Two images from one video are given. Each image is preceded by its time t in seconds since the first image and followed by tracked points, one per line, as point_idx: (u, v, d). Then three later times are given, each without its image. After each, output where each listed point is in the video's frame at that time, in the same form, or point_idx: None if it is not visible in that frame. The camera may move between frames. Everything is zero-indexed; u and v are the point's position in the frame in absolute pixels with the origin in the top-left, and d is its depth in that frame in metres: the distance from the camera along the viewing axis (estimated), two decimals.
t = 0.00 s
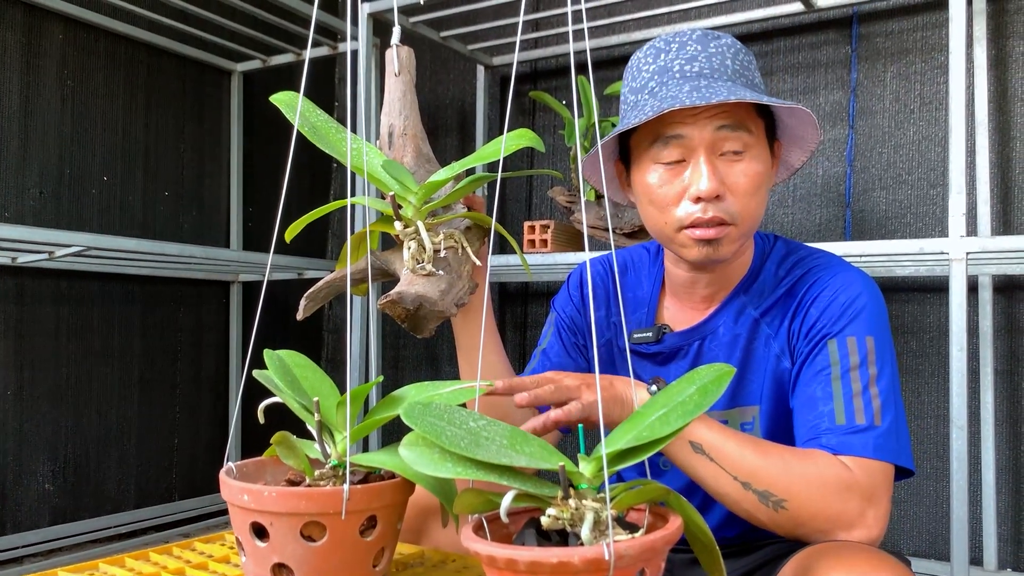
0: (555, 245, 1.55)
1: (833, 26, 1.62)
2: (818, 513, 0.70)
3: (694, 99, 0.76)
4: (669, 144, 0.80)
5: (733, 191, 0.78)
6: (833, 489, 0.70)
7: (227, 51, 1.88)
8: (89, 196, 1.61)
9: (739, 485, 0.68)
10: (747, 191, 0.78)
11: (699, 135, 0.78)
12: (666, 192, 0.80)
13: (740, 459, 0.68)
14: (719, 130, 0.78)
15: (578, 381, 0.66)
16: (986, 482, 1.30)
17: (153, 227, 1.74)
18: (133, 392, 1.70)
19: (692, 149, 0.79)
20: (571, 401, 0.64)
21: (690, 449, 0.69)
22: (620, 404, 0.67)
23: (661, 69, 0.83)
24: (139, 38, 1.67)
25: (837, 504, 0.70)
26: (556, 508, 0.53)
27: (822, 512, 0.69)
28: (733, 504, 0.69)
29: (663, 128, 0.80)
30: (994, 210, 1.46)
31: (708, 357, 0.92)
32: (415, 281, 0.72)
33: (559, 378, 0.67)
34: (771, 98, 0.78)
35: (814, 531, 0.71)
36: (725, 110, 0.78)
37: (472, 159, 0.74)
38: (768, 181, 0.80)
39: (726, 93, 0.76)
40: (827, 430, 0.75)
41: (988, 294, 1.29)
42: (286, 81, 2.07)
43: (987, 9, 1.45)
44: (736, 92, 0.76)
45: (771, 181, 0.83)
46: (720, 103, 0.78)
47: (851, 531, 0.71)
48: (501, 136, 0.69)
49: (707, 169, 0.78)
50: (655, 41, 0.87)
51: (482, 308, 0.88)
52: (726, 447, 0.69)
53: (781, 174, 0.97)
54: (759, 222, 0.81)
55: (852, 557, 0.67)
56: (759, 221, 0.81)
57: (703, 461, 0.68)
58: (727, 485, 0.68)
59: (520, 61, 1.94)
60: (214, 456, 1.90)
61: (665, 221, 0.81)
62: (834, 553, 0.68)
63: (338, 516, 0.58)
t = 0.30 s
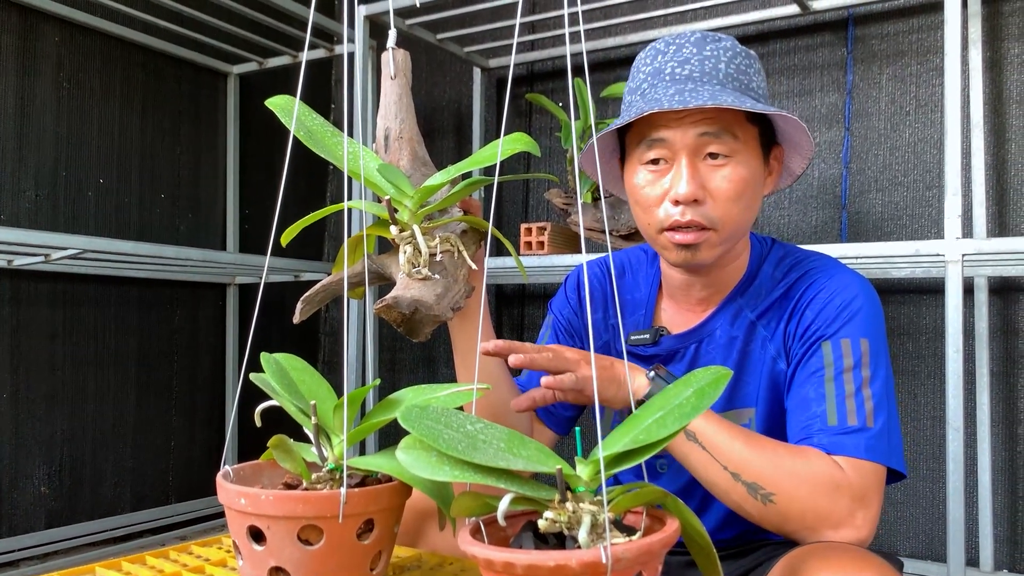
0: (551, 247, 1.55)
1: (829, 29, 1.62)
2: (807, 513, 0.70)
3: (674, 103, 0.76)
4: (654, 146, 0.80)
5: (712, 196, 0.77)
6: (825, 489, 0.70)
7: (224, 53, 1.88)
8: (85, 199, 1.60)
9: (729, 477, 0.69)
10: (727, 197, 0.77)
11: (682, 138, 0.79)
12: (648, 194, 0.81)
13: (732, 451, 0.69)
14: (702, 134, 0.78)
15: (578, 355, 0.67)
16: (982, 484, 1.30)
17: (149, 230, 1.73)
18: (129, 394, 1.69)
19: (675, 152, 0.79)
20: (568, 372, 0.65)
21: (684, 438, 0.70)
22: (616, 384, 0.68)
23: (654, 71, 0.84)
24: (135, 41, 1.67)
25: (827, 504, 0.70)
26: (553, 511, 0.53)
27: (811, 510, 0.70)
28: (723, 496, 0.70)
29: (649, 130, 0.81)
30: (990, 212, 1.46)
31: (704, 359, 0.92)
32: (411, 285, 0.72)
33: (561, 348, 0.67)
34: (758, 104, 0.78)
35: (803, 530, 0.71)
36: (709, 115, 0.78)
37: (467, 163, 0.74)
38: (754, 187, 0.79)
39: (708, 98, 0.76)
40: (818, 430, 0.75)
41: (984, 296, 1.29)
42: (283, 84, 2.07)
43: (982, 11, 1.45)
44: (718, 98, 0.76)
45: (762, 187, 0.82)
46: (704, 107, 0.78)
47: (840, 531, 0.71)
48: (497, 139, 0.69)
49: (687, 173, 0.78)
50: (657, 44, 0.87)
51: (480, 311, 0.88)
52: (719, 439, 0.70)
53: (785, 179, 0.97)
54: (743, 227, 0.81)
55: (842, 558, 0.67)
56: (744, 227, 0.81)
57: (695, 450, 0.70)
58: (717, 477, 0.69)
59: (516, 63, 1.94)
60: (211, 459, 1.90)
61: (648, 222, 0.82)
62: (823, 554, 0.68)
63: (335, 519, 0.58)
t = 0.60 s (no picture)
0: (547, 249, 1.55)
1: (824, 31, 1.63)
2: (790, 515, 0.70)
3: (659, 105, 0.77)
4: (642, 146, 0.81)
5: (696, 198, 0.78)
6: (807, 491, 0.70)
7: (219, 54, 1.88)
8: (80, 200, 1.60)
9: (710, 483, 0.69)
10: (711, 199, 0.78)
11: (668, 139, 0.79)
12: (636, 193, 0.81)
13: (711, 457, 0.69)
14: (688, 136, 0.78)
15: (553, 370, 0.67)
16: (977, 485, 1.31)
17: (144, 231, 1.73)
18: (124, 396, 1.69)
19: (662, 153, 0.80)
20: (544, 392, 0.66)
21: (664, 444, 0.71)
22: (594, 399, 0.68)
23: (648, 72, 0.85)
24: (131, 42, 1.67)
25: (809, 507, 0.70)
26: (549, 513, 0.53)
27: (792, 511, 0.70)
28: (705, 501, 0.70)
29: (639, 130, 0.82)
30: (984, 214, 1.47)
31: (698, 361, 0.92)
32: (404, 288, 0.72)
33: (536, 364, 0.67)
34: (745, 106, 0.78)
35: (785, 532, 0.71)
36: (695, 117, 0.78)
37: (460, 165, 0.74)
38: (740, 190, 0.79)
39: (692, 100, 0.76)
40: (803, 431, 0.76)
41: (979, 297, 1.30)
42: (278, 85, 2.07)
43: (977, 14, 1.46)
44: (702, 100, 0.76)
45: (751, 189, 0.82)
46: (691, 109, 0.78)
47: (823, 532, 0.71)
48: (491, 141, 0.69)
49: (672, 174, 0.79)
50: (656, 45, 0.88)
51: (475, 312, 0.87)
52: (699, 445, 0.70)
53: (781, 183, 0.97)
54: (730, 230, 0.81)
55: (825, 559, 0.67)
56: (730, 229, 0.81)
57: (674, 456, 0.70)
58: (696, 480, 0.69)
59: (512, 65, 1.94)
60: (206, 461, 1.89)
61: (637, 221, 0.82)
62: (805, 556, 0.68)
63: (331, 522, 0.58)
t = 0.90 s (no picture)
0: (543, 249, 1.55)
1: (820, 32, 1.63)
2: (781, 514, 0.70)
3: (650, 106, 0.77)
4: (635, 146, 0.81)
5: (686, 198, 0.78)
6: (799, 490, 0.70)
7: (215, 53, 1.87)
8: (75, 198, 1.59)
9: (703, 482, 0.69)
10: (701, 201, 0.78)
11: (660, 140, 0.79)
12: (628, 193, 0.82)
13: (704, 455, 0.69)
14: (680, 137, 0.79)
15: (548, 363, 0.67)
16: (971, 486, 1.31)
17: (139, 229, 1.72)
18: (118, 395, 1.68)
19: (654, 153, 0.80)
20: (537, 381, 0.65)
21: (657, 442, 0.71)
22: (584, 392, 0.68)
23: (643, 73, 0.86)
24: (126, 40, 1.66)
25: (800, 506, 0.70)
26: (545, 513, 0.53)
27: (784, 511, 0.70)
28: (697, 500, 0.70)
29: (632, 130, 0.82)
30: (980, 216, 1.47)
31: (693, 361, 0.92)
32: (400, 287, 0.72)
33: (530, 357, 0.67)
34: (736, 108, 0.77)
35: (777, 531, 0.71)
36: (687, 118, 0.78)
37: (455, 165, 0.74)
38: (731, 191, 0.79)
39: (683, 102, 0.76)
40: (796, 431, 0.76)
41: (973, 299, 1.30)
42: (274, 84, 2.07)
43: (973, 16, 1.46)
44: (693, 102, 0.76)
45: (743, 190, 0.82)
46: (683, 111, 0.78)
47: (814, 531, 0.71)
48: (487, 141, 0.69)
49: (663, 175, 0.79)
50: (653, 45, 0.88)
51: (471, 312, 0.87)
52: (693, 444, 0.70)
53: (778, 185, 0.96)
54: (721, 231, 0.81)
55: (815, 558, 0.67)
56: (721, 230, 0.81)
57: (667, 455, 0.70)
58: (691, 481, 0.69)
59: (509, 65, 1.94)
60: (201, 461, 1.89)
61: (629, 221, 0.83)
62: (797, 555, 0.68)
63: (326, 521, 0.58)
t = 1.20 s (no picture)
0: (540, 247, 1.55)
1: (817, 32, 1.63)
2: (777, 513, 0.70)
3: (648, 106, 0.77)
4: (632, 146, 0.81)
5: (683, 198, 0.78)
6: (795, 489, 0.70)
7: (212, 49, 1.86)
8: (71, 194, 1.59)
9: (700, 472, 0.69)
10: (698, 200, 0.78)
11: (657, 140, 0.79)
12: (625, 192, 0.81)
13: (702, 448, 0.69)
14: (677, 136, 0.79)
15: (556, 345, 0.67)
16: (965, 486, 1.32)
17: (135, 226, 1.72)
18: (113, 392, 1.68)
19: (651, 153, 0.80)
20: (545, 362, 0.65)
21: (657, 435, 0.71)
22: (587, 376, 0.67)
23: (640, 72, 0.86)
24: (123, 36, 1.65)
25: (796, 504, 0.70)
26: (541, 511, 0.53)
27: (780, 508, 0.70)
28: (695, 491, 0.70)
29: (629, 130, 0.82)
30: (975, 217, 1.48)
31: (690, 360, 0.92)
32: (397, 284, 0.72)
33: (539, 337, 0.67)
34: (733, 108, 0.78)
35: (774, 530, 0.71)
36: (684, 117, 0.78)
37: (453, 162, 0.74)
38: (727, 191, 0.79)
39: (680, 101, 0.77)
40: (793, 430, 0.76)
41: (969, 299, 1.31)
42: (271, 81, 2.06)
43: (969, 17, 1.46)
44: (690, 101, 0.77)
45: (740, 190, 0.82)
46: (680, 111, 0.78)
47: (810, 530, 0.71)
48: (485, 140, 0.69)
49: (661, 175, 0.79)
50: (650, 44, 0.88)
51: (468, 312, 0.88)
52: (690, 438, 0.70)
53: (775, 184, 0.96)
54: (718, 231, 0.81)
55: (811, 558, 0.67)
56: (717, 230, 0.81)
57: (666, 446, 0.71)
58: (688, 471, 0.70)
59: (506, 63, 1.94)
60: (196, 458, 1.89)
61: (626, 221, 0.83)
62: (793, 555, 0.68)
63: (322, 519, 0.58)
